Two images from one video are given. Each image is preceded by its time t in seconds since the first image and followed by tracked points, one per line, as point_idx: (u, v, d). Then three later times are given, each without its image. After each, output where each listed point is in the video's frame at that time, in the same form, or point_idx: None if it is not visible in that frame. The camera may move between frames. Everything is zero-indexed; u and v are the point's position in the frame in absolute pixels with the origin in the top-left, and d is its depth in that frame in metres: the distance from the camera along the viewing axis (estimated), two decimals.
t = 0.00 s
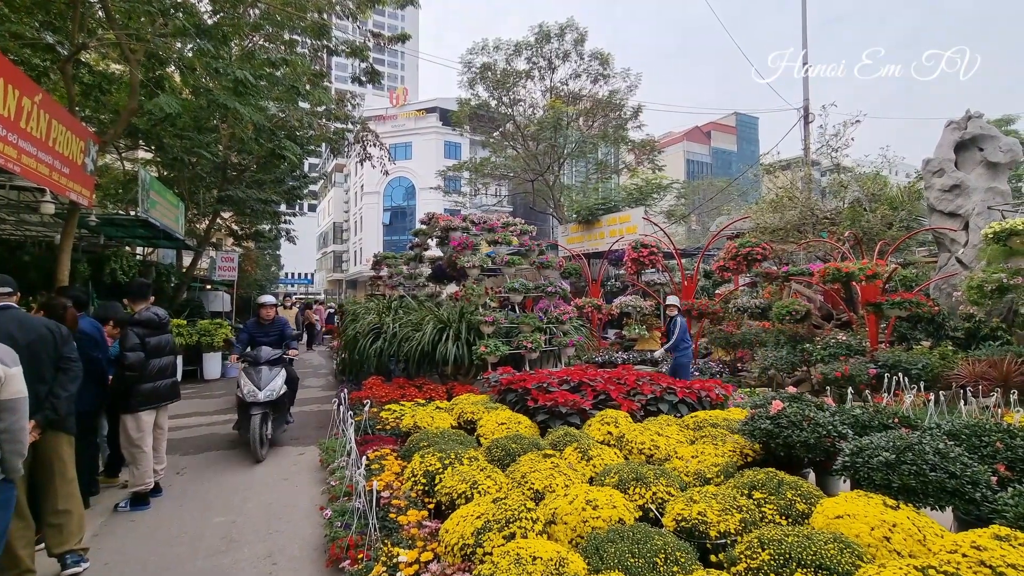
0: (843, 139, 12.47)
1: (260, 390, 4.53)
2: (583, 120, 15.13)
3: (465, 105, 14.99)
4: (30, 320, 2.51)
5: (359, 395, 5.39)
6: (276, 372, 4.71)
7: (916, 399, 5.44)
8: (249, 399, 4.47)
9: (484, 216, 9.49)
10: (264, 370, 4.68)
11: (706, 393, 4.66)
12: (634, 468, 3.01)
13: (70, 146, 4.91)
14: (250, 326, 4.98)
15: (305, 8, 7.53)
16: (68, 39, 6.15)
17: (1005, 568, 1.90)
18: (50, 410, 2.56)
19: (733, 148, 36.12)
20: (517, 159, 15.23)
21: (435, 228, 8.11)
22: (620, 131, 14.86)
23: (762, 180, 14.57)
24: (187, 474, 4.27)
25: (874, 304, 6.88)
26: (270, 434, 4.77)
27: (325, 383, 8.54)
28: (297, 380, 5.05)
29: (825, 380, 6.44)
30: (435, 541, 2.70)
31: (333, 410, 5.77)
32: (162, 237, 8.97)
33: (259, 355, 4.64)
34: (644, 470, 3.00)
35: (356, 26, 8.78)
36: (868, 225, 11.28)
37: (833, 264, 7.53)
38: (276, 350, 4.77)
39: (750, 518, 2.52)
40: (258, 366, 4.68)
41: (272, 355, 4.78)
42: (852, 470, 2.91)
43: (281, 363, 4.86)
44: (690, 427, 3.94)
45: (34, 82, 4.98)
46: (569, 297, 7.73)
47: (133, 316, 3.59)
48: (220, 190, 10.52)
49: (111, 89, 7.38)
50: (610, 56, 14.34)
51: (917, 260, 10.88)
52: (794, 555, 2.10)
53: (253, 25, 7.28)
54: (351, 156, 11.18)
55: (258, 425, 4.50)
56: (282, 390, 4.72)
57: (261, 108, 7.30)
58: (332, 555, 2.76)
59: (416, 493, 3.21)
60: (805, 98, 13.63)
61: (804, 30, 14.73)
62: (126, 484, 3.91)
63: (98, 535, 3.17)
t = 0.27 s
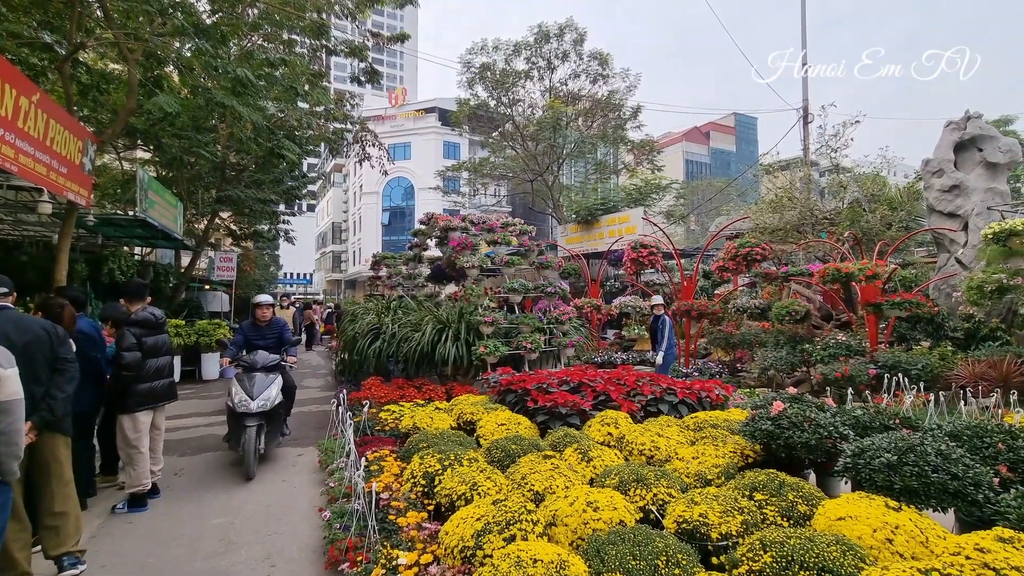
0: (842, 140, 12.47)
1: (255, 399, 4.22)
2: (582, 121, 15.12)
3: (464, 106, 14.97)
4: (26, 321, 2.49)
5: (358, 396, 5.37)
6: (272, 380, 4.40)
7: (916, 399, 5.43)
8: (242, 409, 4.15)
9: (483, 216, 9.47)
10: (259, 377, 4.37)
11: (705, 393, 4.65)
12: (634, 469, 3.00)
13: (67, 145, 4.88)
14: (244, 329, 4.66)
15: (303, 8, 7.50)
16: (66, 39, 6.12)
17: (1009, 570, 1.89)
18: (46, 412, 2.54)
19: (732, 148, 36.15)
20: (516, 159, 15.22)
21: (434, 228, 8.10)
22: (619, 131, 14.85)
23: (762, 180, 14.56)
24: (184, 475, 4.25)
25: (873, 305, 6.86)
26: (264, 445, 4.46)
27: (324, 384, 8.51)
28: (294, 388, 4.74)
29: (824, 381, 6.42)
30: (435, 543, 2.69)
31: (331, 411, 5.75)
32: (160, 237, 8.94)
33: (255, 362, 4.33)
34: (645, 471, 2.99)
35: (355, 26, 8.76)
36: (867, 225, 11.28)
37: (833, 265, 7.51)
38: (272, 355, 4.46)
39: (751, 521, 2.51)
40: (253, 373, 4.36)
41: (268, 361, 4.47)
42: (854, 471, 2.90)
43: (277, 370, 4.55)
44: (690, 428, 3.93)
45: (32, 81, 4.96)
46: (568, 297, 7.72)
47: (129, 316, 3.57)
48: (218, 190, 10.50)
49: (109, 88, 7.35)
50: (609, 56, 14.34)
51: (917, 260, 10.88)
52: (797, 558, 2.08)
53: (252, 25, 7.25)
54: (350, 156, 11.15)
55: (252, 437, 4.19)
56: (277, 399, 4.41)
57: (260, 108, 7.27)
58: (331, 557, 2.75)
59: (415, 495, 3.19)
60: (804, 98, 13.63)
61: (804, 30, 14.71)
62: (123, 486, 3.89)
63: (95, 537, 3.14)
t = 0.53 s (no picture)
0: (841, 140, 12.48)
1: (255, 412, 3.65)
2: (581, 120, 15.10)
3: (463, 106, 14.94)
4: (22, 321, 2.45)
5: (357, 396, 5.34)
6: (273, 390, 3.85)
7: (916, 400, 5.43)
8: (240, 425, 3.58)
9: (483, 216, 9.45)
10: (258, 388, 3.81)
11: (706, 394, 4.63)
12: (635, 470, 2.98)
13: (65, 145, 4.85)
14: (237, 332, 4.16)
15: (302, 7, 7.48)
16: (64, 38, 6.09)
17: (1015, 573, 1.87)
18: (43, 413, 2.51)
19: (731, 148, 36.19)
20: (515, 159, 15.20)
21: (433, 228, 8.08)
22: (618, 132, 14.84)
23: (761, 180, 14.56)
24: (182, 476, 4.22)
25: (873, 305, 6.85)
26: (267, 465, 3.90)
27: (323, 384, 8.48)
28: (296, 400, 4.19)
29: (825, 382, 6.41)
30: (435, 546, 2.68)
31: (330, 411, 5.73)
32: (158, 237, 8.90)
33: (252, 370, 3.78)
34: (646, 472, 2.97)
35: (354, 25, 8.73)
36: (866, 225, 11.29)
37: (833, 265, 7.50)
38: (272, 362, 3.93)
39: (754, 522, 2.49)
40: (250, 383, 3.81)
41: (267, 369, 3.93)
42: (856, 473, 2.89)
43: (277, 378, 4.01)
44: (691, 429, 3.92)
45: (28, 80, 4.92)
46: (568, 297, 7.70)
47: (126, 316, 3.54)
48: (216, 190, 10.46)
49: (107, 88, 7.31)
50: (608, 56, 14.33)
51: (916, 260, 10.90)
52: (801, 560, 2.07)
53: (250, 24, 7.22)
54: (349, 156, 11.13)
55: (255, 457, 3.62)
56: (280, 412, 3.85)
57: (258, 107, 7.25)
58: (330, 560, 2.73)
59: (415, 496, 3.18)
60: (803, 98, 13.63)
61: (803, 30, 14.72)
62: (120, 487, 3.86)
63: (92, 539, 3.11)
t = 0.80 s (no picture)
0: (839, 140, 12.50)
1: (257, 426, 3.28)
2: (579, 121, 15.10)
3: (462, 106, 14.93)
4: (18, 322, 2.44)
5: (355, 397, 5.34)
6: (274, 400, 3.49)
7: (915, 400, 5.43)
8: (242, 441, 3.21)
9: (481, 216, 9.44)
10: (258, 399, 3.42)
11: (705, 395, 4.63)
12: (634, 470, 2.98)
13: (63, 144, 4.84)
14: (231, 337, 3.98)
15: (301, 7, 7.47)
16: (61, 37, 6.08)
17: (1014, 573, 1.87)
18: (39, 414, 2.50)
19: (729, 149, 36.27)
20: (514, 159, 15.19)
21: (432, 228, 8.07)
22: (617, 132, 14.84)
23: (759, 181, 14.58)
24: (180, 477, 4.21)
25: (871, 305, 6.85)
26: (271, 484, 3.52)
27: (321, 384, 8.46)
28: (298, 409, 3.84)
29: (823, 382, 6.42)
30: (434, 547, 2.67)
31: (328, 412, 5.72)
32: (156, 237, 8.87)
33: (250, 378, 3.41)
34: (645, 472, 2.97)
35: (353, 25, 8.72)
36: (864, 226, 11.30)
37: (831, 266, 7.51)
38: (271, 369, 3.59)
39: (754, 523, 2.49)
40: (249, 395, 3.43)
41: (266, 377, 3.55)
42: (855, 473, 2.88)
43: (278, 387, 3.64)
44: (690, 429, 3.91)
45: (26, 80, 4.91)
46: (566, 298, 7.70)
47: (123, 316, 3.52)
48: (214, 190, 10.44)
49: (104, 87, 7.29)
50: (607, 56, 14.33)
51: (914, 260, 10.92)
52: (800, 561, 2.06)
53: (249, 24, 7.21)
54: (348, 156, 11.11)
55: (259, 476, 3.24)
56: (284, 423, 3.49)
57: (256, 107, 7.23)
58: (328, 561, 2.71)
59: (414, 497, 3.17)
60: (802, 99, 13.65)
61: (802, 31, 14.74)
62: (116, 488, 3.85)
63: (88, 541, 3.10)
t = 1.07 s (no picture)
0: (837, 141, 12.52)
1: (251, 445, 2.83)
2: (578, 121, 15.10)
3: (461, 106, 14.94)
4: (16, 322, 2.43)
5: (354, 397, 5.34)
6: (270, 415, 3.03)
7: (913, 400, 5.44)
8: (233, 464, 2.76)
9: (480, 216, 9.45)
10: (251, 413, 2.97)
11: (703, 395, 4.63)
12: (633, 471, 2.98)
13: (61, 145, 4.84)
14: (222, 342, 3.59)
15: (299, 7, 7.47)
16: (59, 37, 6.08)
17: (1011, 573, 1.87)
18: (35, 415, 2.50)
19: (728, 150, 36.32)
20: (513, 160, 15.21)
21: (431, 229, 8.08)
22: (616, 132, 14.85)
23: (758, 181, 14.60)
24: (178, 478, 4.20)
25: (870, 305, 6.86)
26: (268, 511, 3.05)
27: (320, 385, 8.46)
28: (299, 423, 3.40)
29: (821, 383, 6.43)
30: (432, 547, 2.67)
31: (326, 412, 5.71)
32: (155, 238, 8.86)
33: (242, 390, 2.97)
34: (643, 472, 2.97)
35: (352, 26, 8.72)
36: (863, 226, 11.33)
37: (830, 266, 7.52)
38: (266, 378, 3.14)
39: (752, 523, 2.49)
40: (241, 409, 2.98)
41: (260, 387, 3.11)
42: (853, 473, 2.89)
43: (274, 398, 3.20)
44: (688, 429, 3.92)
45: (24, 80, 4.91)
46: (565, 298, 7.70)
47: (120, 316, 3.51)
48: (213, 190, 10.43)
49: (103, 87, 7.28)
50: (606, 57, 14.35)
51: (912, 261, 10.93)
52: (798, 561, 2.07)
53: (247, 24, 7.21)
54: (347, 156, 11.11)
55: (253, 504, 2.79)
56: (283, 440, 3.04)
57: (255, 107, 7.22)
58: (327, 561, 2.71)
59: (413, 497, 3.17)
60: (801, 99, 13.67)
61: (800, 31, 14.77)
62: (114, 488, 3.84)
63: (86, 541, 3.09)
